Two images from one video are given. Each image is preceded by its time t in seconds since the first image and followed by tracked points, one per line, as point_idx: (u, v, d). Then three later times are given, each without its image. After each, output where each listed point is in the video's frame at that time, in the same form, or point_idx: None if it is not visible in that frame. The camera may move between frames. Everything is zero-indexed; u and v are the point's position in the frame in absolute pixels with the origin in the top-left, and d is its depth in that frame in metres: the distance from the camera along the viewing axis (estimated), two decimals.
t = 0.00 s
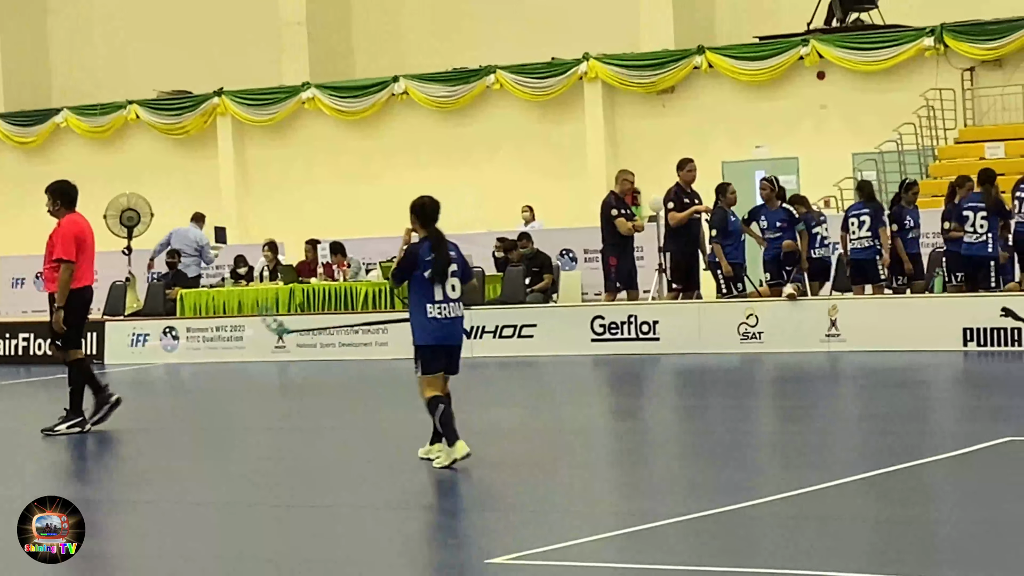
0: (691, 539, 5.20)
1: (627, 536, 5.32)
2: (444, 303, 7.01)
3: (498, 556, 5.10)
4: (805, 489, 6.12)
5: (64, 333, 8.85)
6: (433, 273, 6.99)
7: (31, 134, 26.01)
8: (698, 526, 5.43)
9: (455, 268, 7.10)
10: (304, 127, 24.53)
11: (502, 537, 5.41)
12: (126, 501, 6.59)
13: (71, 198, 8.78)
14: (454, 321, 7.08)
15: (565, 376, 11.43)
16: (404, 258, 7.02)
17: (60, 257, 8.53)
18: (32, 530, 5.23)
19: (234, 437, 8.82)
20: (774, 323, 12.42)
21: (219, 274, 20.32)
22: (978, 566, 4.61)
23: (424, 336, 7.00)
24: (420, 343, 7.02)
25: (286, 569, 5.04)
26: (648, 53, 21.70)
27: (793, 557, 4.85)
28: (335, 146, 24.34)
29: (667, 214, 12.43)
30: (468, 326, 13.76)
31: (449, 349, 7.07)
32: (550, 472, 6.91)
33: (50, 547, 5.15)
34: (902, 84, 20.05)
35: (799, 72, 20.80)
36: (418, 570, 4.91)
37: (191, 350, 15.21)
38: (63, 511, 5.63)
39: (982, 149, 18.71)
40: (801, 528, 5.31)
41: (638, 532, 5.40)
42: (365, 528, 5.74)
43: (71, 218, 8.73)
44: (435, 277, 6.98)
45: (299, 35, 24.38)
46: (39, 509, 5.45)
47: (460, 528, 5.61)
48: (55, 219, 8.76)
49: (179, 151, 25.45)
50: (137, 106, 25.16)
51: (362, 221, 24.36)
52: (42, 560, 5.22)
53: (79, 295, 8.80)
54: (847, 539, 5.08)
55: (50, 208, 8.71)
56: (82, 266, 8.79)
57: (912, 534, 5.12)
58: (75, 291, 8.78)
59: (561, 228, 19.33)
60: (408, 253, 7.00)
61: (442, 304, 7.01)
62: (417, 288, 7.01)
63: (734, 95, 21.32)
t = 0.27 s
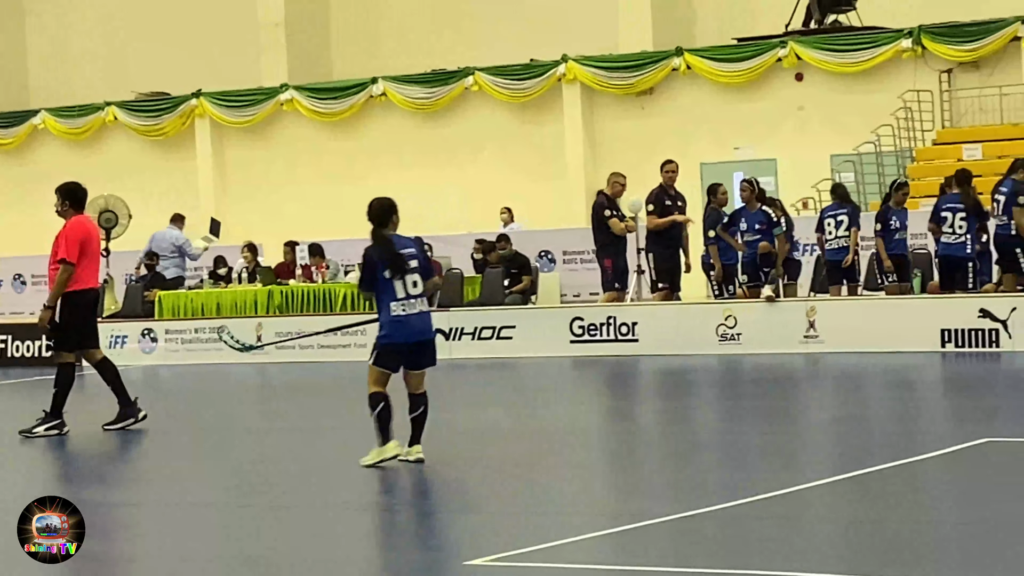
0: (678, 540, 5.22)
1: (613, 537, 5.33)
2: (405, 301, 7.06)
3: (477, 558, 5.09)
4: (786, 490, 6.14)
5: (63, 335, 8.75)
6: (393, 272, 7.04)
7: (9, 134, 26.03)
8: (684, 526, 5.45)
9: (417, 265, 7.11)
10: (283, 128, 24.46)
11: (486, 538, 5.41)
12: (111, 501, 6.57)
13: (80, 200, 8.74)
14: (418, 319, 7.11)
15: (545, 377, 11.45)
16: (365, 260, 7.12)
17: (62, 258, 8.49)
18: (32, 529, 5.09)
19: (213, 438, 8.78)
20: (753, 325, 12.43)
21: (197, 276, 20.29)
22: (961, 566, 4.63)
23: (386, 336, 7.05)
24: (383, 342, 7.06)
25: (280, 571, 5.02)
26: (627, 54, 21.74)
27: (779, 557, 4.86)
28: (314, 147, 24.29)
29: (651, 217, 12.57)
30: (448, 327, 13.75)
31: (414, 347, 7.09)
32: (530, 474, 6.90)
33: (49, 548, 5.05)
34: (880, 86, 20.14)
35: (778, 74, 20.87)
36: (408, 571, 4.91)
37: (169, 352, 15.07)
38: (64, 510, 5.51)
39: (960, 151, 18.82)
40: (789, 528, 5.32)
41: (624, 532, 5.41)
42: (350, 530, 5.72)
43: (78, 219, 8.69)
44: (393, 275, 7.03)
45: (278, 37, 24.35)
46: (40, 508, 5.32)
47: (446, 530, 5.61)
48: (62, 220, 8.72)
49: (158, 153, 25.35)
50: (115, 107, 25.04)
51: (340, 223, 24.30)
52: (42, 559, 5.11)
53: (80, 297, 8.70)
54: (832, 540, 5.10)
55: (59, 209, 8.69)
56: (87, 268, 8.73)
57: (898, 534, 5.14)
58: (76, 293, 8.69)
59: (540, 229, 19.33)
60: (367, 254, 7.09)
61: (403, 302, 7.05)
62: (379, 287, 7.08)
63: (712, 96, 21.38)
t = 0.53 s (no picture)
0: (661, 539, 5.25)
1: (596, 537, 5.35)
2: (357, 301, 7.06)
3: (455, 559, 5.09)
4: (765, 490, 6.18)
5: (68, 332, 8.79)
6: (345, 272, 7.07)
7: None
8: (667, 526, 5.48)
9: (371, 265, 7.09)
10: (261, 130, 24.39)
11: (469, 539, 5.43)
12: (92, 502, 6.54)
13: (84, 199, 8.76)
14: (372, 319, 7.08)
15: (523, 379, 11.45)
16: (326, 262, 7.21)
17: (69, 256, 8.51)
18: (32, 530, 5.19)
19: (192, 440, 8.75)
20: (731, 326, 12.46)
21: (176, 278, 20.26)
22: (936, 565, 4.68)
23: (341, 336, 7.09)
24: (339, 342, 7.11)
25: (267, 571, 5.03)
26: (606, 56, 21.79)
27: (761, 557, 4.89)
28: (293, 149, 24.22)
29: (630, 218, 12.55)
30: (426, 328, 13.72)
31: (367, 348, 7.07)
32: (509, 476, 6.90)
33: (50, 548, 5.12)
34: (857, 88, 20.25)
35: (756, 76, 20.95)
36: (394, 571, 4.92)
37: (147, 354, 15.07)
38: (64, 510, 5.61)
39: (937, 152, 18.91)
40: (772, 528, 5.36)
41: (607, 532, 5.45)
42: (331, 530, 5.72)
43: (83, 217, 8.71)
44: (344, 276, 7.07)
45: (257, 39, 24.33)
46: (40, 510, 5.43)
47: (428, 530, 5.62)
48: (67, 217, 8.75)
49: (136, 155, 25.27)
50: (93, 109, 24.93)
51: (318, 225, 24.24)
52: (42, 560, 5.19)
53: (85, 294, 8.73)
54: (813, 540, 5.14)
55: (63, 207, 8.71)
56: (93, 266, 8.75)
57: (879, 534, 5.18)
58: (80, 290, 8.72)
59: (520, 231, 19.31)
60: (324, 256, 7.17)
61: (354, 302, 7.06)
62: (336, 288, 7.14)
63: (689, 97, 21.44)
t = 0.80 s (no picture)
0: (647, 540, 5.26)
1: (582, 538, 5.35)
2: (330, 303, 7.03)
3: (437, 561, 5.07)
4: (748, 491, 6.20)
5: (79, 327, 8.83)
6: (319, 274, 7.05)
7: None
8: (653, 527, 5.49)
9: (345, 267, 7.06)
10: (242, 131, 24.32)
11: (455, 540, 5.43)
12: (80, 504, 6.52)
13: (87, 196, 8.76)
14: (345, 322, 7.04)
15: (503, 380, 11.44)
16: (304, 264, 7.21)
17: (71, 249, 8.49)
18: (31, 530, 5.06)
19: (172, 441, 8.73)
20: (713, 327, 12.49)
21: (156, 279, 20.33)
22: (919, 566, 4.69)
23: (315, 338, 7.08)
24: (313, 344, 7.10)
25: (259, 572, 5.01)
26: (587, 57, 21.81)
27: (749, 558, 4.89)
28: (274, 150, 24.16)
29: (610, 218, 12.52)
30: (408, 329, 13.70)
31: (339, 351, 7.04)
32: (490, 476, 6.90)
33: (50, 548, 5.02)
34: (838, 88, 20.33)
35: (737, 77, 21.01)
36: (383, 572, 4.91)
37: (128, 355, 14.90)
38: (64, 510, 5.47)
39: (919, 153, 19.04)
40: (762, 529, 5.37)
41: (593, 532, 5.45)
42: (315, 532, 5.70)
43: (84, 214, 8.71)
44: (317, 278, 7.06)
45: (238, 40, 24.30)
46: (40, 509, 5.29)
47: (413, 531, 5.60)
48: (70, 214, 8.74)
49: (117, 156, 25.19)
50: (74, 110, 24.82)
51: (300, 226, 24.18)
52: (41, 559, 5.09)
53: (92, 289, 8.76)
54: (801, 540, 5.16)
55: (65, 203, 8.71)
56: (94, 263, 8.74)
57: (865, 534, 5.20)
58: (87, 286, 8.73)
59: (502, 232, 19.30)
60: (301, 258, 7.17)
61: (326, 305, 7.03)
62: (311, 289, 7.13)
63: (671, 98, 21.49)
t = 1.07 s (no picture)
0: (631, 540, 5.27)
1: (565, 538, 5.37)
2: (316, 305, 7.01)
3: (419, 562, 5.07)
4: (731, 491, 6.22)
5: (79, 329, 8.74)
6: (308, 275, 7.05)
7: None
8: (638, 527, 5.50)
9: (334, 269, 7.07)
10: (224, 132, 24.26)
11: (439, 540, 5.43)
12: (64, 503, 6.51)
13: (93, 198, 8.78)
14: (330, 324, 7.02)
15: (485, 381, 11.44)
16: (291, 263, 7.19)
17: (75, 252, 8.49)
18: (32, 530, 5.10)
19: (152, 442, 8.70)
20: (695, 328, 12.51)
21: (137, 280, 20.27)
22: (899, 566, 4.71)
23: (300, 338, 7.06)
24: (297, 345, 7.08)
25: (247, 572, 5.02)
26: (569, 58, 21.83)
27: (732, 558, 4.91)
28: (256, 150, 24.11)
29: (593, 220, 12.62)
30: (390, 330, 13.67)
31: (324, 353, 7.02)
32: (471, 478, 6.89)
33: (50, 548, 5.06)
34: (820, 89, 20.39)
35: (720, 78, 21.06)
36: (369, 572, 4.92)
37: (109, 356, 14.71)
38: (64, 510, 5.49)
39: (900, 154, 19.12)
40: (747, 528, 5.39)
41: (577, 533, 5.47)
42: (299, 533, 5.69)
43: (89, 216, 8.70)
44: (304, 279, 7.04)
45: (220, 41, 24.24)
46: (40, 509, 5.32)
47: (394, 533, 5.60)
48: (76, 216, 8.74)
49: (99, 157, 25.11)
50: (56, 111, 24.76)
51: (283, 227, 24.12)
52: (41, 560, 5.12)
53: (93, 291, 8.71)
54: (786, 539, 5.18)
55: (70, 204, 8.69)
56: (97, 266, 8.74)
57: (850, 534, 5.23)
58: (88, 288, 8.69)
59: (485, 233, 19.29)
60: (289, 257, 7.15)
61: (313, 306, 7.02)
62: (297, 289, 7.11)
63: (653, 99, 21.53)
